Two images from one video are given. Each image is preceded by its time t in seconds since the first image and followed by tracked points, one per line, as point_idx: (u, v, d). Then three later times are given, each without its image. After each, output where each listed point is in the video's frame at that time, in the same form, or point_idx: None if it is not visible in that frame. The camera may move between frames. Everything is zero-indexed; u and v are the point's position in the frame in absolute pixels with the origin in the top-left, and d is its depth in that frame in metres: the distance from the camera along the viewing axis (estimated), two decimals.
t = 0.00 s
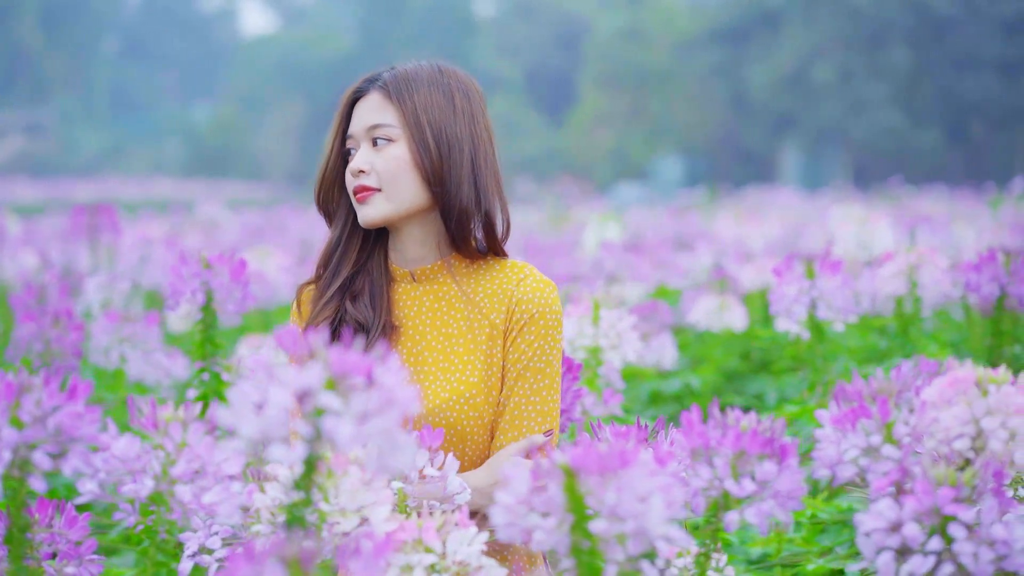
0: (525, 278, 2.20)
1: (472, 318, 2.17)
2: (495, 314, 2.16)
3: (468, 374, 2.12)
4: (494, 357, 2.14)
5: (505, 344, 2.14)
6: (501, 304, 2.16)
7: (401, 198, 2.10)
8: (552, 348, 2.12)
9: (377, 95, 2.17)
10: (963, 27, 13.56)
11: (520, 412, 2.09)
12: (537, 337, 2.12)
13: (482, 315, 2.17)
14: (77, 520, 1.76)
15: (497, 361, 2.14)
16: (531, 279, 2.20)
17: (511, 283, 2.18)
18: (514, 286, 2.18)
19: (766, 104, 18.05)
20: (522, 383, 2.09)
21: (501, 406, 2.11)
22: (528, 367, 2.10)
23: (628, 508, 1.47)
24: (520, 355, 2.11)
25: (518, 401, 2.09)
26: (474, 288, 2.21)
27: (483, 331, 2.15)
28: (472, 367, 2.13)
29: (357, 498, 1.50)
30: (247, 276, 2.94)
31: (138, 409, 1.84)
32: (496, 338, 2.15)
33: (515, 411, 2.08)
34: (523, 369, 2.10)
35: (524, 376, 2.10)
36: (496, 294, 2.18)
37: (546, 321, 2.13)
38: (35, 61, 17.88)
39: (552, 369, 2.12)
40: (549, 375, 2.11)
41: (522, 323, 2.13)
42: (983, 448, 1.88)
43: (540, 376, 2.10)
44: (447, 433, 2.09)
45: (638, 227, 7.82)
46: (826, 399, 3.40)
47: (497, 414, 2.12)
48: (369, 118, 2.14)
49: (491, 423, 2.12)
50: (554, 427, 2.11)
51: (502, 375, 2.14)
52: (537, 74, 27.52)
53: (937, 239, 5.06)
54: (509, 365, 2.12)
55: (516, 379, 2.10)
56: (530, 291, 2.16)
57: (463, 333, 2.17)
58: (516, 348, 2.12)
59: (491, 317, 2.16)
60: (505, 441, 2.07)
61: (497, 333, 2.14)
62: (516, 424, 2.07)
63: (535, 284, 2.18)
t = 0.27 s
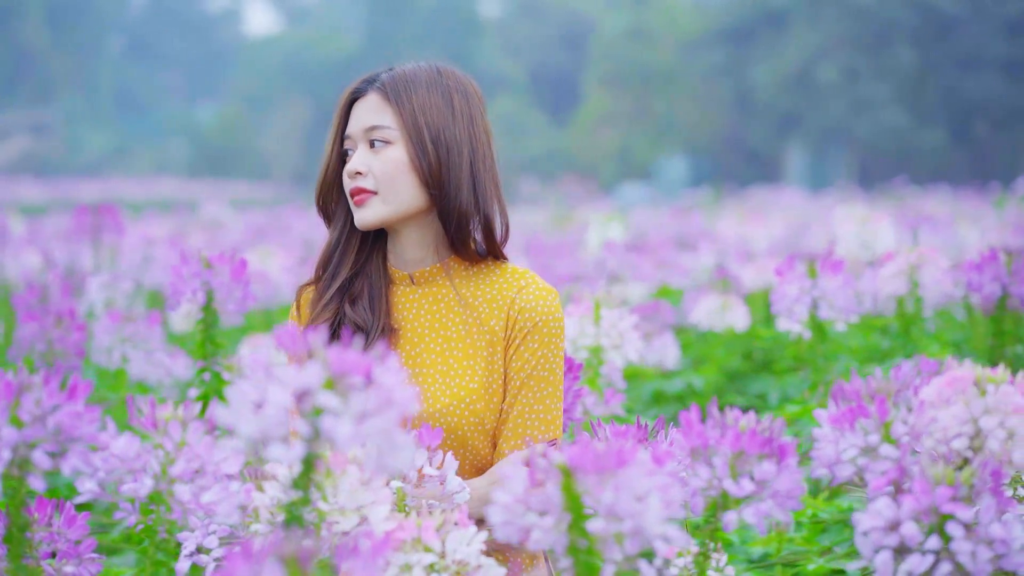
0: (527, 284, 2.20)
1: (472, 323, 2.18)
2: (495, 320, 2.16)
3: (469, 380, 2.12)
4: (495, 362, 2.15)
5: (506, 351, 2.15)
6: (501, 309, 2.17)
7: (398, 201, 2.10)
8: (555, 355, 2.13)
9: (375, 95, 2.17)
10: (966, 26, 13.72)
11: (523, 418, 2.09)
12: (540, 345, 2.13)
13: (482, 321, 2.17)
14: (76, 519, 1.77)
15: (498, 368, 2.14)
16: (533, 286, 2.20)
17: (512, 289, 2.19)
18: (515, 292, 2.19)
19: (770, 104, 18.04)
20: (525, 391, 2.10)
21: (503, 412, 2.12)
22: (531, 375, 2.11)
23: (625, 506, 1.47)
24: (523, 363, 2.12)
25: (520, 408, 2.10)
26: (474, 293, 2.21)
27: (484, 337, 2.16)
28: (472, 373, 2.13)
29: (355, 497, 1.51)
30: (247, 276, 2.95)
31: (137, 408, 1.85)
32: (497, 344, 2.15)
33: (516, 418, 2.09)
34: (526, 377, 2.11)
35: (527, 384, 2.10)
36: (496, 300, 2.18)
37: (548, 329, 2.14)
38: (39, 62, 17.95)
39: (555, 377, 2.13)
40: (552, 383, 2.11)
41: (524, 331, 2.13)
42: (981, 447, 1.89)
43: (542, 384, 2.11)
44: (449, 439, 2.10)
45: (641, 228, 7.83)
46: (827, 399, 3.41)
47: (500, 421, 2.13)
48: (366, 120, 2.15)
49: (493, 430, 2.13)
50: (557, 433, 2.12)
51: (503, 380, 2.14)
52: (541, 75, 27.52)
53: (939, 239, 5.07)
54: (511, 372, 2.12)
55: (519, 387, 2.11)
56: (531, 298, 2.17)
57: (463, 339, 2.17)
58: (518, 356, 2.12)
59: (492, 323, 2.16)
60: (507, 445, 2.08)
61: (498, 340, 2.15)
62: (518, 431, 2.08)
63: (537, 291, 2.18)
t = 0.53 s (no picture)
0: (532, 284, 2.20)
1: (476, 323, 2.17)
2: (498, 321, 2.16)
3: (472, 380, 2.12)
4: (498, 363, 2.14)
5: (510, 353, 2.14)
6: (504, 310, 2.16)
7: (399, 201, 2.11)
8: (560, 357, 2.12)
9: (377, 95, 2.18)
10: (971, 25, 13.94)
11: (527, 420, 2.08)
12: (545, 346, 2.12)
13: (486, 322, 2.16)
14: (76, 518, 1.77)
15: (502, 370, 2.14)
16: (538, 286, 2.20)
17: (516, 290, 2.18)
18: (520, 292, 2.18)
19: (776, 102, 18.01)
20: (528, 394, 2.09)
21: (508, 414, 2.11)
22: (536, 379, 2.10)
23: (624, 505, 1.47)
24: (528, 365, 2.11)
25: (524, 410, 2.09)
26: (476, 294, 2.20)
27: (487, 338, 2.16)
28: (476, 373, 2.13)
29: (354, 497, 1.51)
30: (250, 275, 2.98)
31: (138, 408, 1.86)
32: (500, 347, 2.15)
33: (519, 420, 2.09)
34: (531, 379, 2.10)
35: (532, 387, 2.09)
36: (500, 301, 2.18)
37: (554, 330, 2.13)
38: (46, 63, 18.04)
39: (560, 379, 2.11)
40: (557, 386, 2.10)
41: (529, 331, 2.13)
42: (982, 447, 1.89)
43: (547, 386, 2.10)
44: (452, 439, 2.10)
45: (645, 228, 7.83)
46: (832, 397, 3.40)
47: (504, 422, 2.13)
48: (367, 120, 2.15)
49: (498, 431, 2.13)
50: (562, 436, 2.10)
51: (506, 381, 2.14)
52: (547, 75, 27.51)
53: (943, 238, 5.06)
54: (515, 373, 2.12)
55: (523, 389, 2.10)
56: (537, 298, 2.16)
57: (466, 339, 2.17)
58: (522, 357, 2.12)
59: (496, 324, 2.16)
60: (510, 447, 2.07)
61: (501, 341, 2.14)
62: (521, 432, 2.07)
63: (542, 293, 2.17)
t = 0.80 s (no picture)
0: (538, 282, 2.20)
1: (481, 320, 2.17)
2: (504, 318, 2.16)
3: (477, 377, 2.12)
4: (503, 360, 2.14)
5: (516, 350, 2.14)
6: (511, 308, 2.16)
7: (405, 198, 2.11)
8: (566, 355, 2.12)
9: (384, 92, 2.17)
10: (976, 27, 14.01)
11: (532, 417, 2.08)
12: (551, 344, 2.12)
13: (492, 320, 2.17)
14: (77, 518, 1.79)
15: (508, 367, 2.14)
16: (544, 283, 2.20)
17: (522, 288, 2.19)
18: (526, 290, 2.18)
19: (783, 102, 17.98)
20: (534, 392, 2.09)
21: (513, 411, 2.11)
22: (542, 377, 2.10)
23: (624, 505, 1.46)
24: (534, 363, 2.11)
25: (529, 409, 2.09)
26: (481, 291, 2.21)
27: (492, 335, 2.16)
28: (481, 370, 2.13)
29: (357, 496, 1.51)
30: (253, 274, 3.00)
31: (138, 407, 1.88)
32: (506, 344, 2.15)
33: (525, 418, 2.09)
34: (537, 376, 2.10)
35: (538, 384, 2.10)
36: (506, 298, 2.18)
37: (560, 328, 2.14)
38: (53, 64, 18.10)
39: (566, 377, 2.12)
40: (563, 384, 2.10)
41: (536, 329, 2.13)
42: (981, 446, 1.92)
43: (553, 384, 2.10)
44: (457, 436, 2.10)
45: (651, 227, 7.82)
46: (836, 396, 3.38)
47: (509, 419, 2.13)
48: (374, 117, 2.15)
49: (503, 428, 2.13)
50: (567, 433, 2.10)
51: (511, 378, 2.14)
52: (554, 74, 27.45)
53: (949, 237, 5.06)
54: (520, 371, 2.12)
55: (529, 387, 2.10)
56: (543, 297, 2.16)
57: (471, 336, 2.17)
58: (528, 354, 2.12)
59: (502, 321, 2.16)
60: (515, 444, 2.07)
61: (507, 339, 2.15)
62: (526, 429, 2.07)
63: (549, 292, 2.18)
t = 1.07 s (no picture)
0: (545, 279, 2.20)
1: (487, 316, 2.17)
2: (510, 315, 2.16)
3: (482, 372, 2.12)
4: (509, 357, 2.14)
5: (522, 347, 2.14)
6: (516, 304, 2.16)
7: (412, 195, 2.11)
8: (571, 353, 2.12)
9: (393, 88, 2.17)
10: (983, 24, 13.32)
11: (537, 414, 2.08)
12: (557, 341, 2.12)
13: (498, 316, 2.16)
14: (78, 516, 1.80)
15: (514, 364, 2.14)
16: (551, 281, 2.20)
17: (528, 285, 2.18)
18: (533, 287, 2.18)
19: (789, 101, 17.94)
20: (540, 390, 2.09)
21: (518, 407, 2.11)
22: (548, 374, 2.10)
23: (623, 504, 1.46)
24: (540, 359, 2.11)
25: (535, 406, 2.09)
26: (487, 288, 2.20)
27: (499, 332, 2.15)
28: (487, 366, 2.13)
29: (356, 494, 1.52)
30: (257, 273, 2.99)
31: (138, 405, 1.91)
32: (511, 341, 2.15)
33: (531, 414, 2.08)
34: (542, 373, 2.10)
35: (543, 381, 2.10)
36: (512, 295, 2.18)
37: (566, 326, 2.13)
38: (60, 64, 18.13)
39: (571, 374, 2.11)
40: (568, 381, 2.10)
41: (542, 326, 2.13)
42: (983, 444, 1.92)
43: (558, 381, 2.09)
44: (462, 431, 2.10)
45: (657, 228, 7.80)
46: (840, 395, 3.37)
47: (514, 416, 2.12)
48: (383, 114, 2.15)
49: (507, 424, 2.12)
50: (572, 431, 2.10)
51: (516, 374, 2.14)
52: (560, 73, 27.43)
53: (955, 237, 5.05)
54: (526, 368, 2.12)
55: (535, 384, 2.10)
56: (550, 294, 2.16)
57: (477, 332, 2.17)
58: (534, 351, 2.12)
59: (508, 318, 2.16)
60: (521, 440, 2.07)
61: (513, 336, 2.14)
62: (532, 426, 2.07)
63: (555, 289, 2.17)
